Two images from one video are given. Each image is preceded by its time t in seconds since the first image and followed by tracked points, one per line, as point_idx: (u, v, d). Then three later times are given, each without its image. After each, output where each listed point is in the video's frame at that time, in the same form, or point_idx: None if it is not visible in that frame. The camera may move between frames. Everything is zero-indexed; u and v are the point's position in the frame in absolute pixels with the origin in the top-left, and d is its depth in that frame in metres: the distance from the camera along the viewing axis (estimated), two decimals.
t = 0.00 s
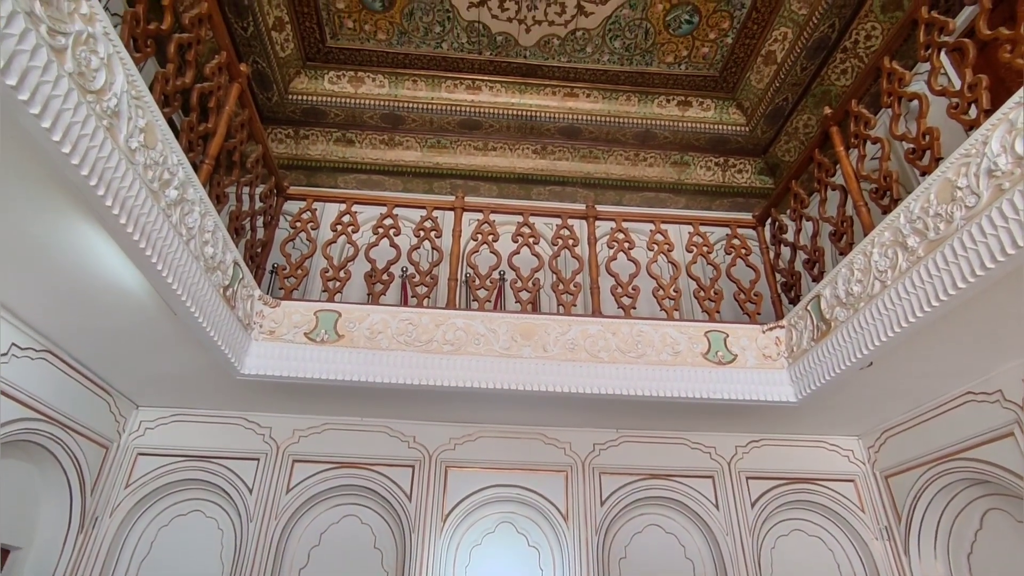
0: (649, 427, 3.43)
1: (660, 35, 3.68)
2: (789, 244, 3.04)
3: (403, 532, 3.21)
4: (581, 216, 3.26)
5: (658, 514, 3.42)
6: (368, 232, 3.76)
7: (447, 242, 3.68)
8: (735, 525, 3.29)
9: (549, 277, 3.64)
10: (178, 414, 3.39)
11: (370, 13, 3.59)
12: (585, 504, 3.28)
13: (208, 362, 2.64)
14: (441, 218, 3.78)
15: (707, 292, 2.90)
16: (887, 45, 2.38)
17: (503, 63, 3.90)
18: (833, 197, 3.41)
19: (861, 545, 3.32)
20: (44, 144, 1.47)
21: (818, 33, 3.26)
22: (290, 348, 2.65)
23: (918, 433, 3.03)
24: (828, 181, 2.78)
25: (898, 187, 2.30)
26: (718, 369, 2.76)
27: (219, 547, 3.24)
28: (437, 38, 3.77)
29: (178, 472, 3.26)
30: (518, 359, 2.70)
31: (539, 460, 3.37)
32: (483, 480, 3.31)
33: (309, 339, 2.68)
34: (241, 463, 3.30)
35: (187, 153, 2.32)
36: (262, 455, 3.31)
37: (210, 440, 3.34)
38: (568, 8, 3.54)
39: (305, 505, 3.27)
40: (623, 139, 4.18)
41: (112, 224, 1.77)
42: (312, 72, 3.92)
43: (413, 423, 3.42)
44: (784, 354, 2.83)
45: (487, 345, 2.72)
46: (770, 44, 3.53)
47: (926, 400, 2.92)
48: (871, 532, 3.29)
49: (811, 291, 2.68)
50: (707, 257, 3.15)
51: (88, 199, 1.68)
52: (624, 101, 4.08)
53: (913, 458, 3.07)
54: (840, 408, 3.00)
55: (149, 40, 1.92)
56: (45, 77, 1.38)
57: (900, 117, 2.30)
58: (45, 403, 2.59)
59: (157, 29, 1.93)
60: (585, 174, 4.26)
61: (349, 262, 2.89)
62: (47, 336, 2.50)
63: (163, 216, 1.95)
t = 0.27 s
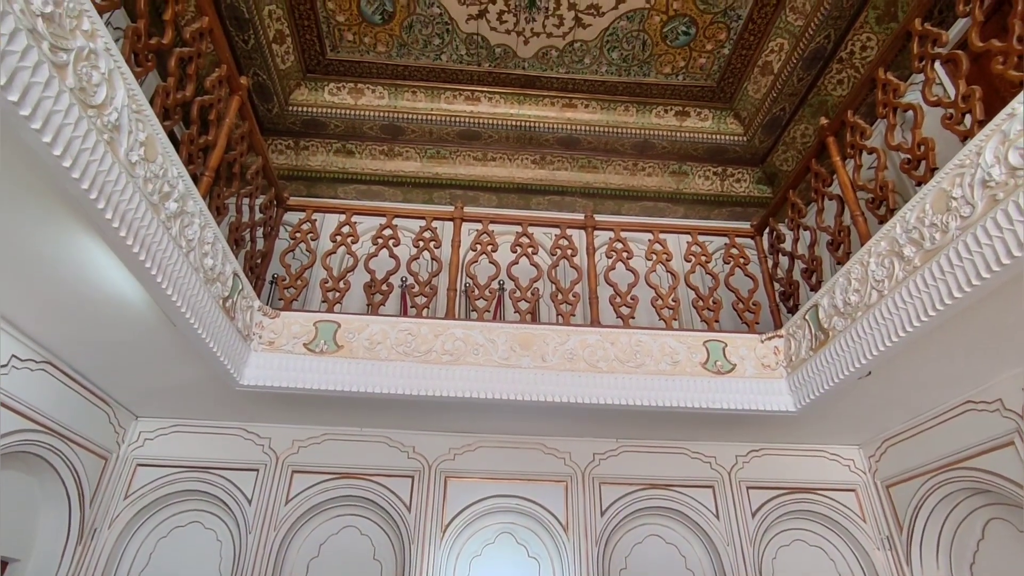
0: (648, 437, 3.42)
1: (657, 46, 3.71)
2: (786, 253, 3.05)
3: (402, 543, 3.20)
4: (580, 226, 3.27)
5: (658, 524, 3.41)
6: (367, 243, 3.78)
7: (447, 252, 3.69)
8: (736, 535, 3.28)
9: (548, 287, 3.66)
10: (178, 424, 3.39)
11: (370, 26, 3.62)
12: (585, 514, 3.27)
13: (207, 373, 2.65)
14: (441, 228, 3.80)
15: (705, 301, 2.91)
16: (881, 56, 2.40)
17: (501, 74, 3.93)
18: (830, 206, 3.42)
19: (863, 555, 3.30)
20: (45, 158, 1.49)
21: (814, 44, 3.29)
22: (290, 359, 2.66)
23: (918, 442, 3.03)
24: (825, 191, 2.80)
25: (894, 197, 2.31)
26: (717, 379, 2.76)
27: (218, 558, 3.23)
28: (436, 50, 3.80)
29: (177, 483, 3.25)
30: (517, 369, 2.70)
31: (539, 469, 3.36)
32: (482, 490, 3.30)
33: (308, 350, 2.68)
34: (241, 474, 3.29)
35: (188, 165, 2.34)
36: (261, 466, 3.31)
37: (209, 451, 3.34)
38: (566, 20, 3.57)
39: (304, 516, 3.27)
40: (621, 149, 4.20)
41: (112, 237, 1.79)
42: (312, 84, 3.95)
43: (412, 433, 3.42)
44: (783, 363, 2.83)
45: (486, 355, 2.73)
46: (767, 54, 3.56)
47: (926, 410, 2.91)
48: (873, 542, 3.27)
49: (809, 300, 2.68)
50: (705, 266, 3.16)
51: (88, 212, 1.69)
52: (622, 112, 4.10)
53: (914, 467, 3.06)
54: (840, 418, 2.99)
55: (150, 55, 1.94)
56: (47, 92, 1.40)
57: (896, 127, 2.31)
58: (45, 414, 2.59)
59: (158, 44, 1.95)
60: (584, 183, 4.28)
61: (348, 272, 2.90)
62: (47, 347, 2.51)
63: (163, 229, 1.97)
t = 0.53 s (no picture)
0: (647, 445, 3.42)
1: (654, 57, 3.74)
2: (782, 262, 3.07)
3: (400, 552, 3.20)
4: (577, 235, 3.28)
5: (657, 532, 3.40)
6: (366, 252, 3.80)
7: (445, 261, 3.71)
8: (735, 544, 3.28)
9: (547, 296, 3.67)
10: (176, 433, 3.39)
11: (368, 37, 3.66)
12: (584, 523, 3.27)
13: (206, 382, 2.65)
14: (439, 237, 3.82)
15: (702, 310, 2.92)
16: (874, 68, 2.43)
17: (499, 84, 3.96)
18: (825, 216, 3.45)
19: (862, 563, 3.29)
20: (46, 171, 1.51)
21: (809, 55, 3.32)
22: (288, 368, 2.67)
23: (915, 450, 3.03)
24: (820, 201, 2.82)
25: (888, 207, 2.33)
26: (714, 387, 2.77)
27: (216, 568, 3.22)
28: (434, 61, 3.83)
29: (175, 492, 3.25)
30: (515, 378, 2.71)
31: (537, 478, 3.36)
32: (481, 499, 3.30)
33: (306, 359, 2.69)
34: (239, 483, 3.29)
35: (187, 177, 2.35)
36: (259, 475, 3.31)
37: (207, 460, 3.34)
38: (562, 32, 3.61)
39: (302, 525, 3.26)
40: (619, 158, 4.23)
41: (112, 248, 1.80)
42: (311, 94, 3.98)
43: (410, 441, 3.42)
44: (779, 372, 2.84)
45: (484, 364, 2.74)
46: (762, 65, 3.60)
47: (923, 418, 2.92)
48: (872, 550, 3.27)
49: (805, 309, 2.70)
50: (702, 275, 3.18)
51: (88, 224, 1.71)
52: (619, 121, 4.13)
53: (911, 475, 3.06)
54: (837, 426, 3.00)
55: (150, 68, 1.96)
56: (48, 107, 1.42)
57: (888, 138, 2.34)
58: (43, 424, 2.60)
59: (159, 57, 1.97)
60: (582, 192, 4.31)
61: (346, 281, 2.91)
62: (46, 357, 2.51)
63: (162, 240, 1.98)
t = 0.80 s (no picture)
0: (646, 453, 3.43)
1: (651, 67, 3.78)
2: (780, 271, 3.09)
3: (400, 560, 3.20)
4: (576, 244, 3.30)
5: (657, 540, 3.41)
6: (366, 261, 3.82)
7: (445, 269, 3.74)
8: (734, 552, 3.28)
9: (546, 304, 3.70)
10: (176, 442, 3.39)
11: (369, 48, 3.69)
12: (583, 531, 3.27)
13: (207, 391, 2.66)
14: (439, 246, 3.84)
15: (700, 319, 2.94)
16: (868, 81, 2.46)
17: (499, 94, 4.00)
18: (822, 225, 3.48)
19: (861, 571, 3.30)
20: (53, 184, 1.53)
21: (805, 66, 3.36)
22: (289, 377, 2.68)
23: (913, 458, 3.05)
24: (816, 210, 2.85)
25: (884, 218, 2.36)
26: (712, 396, 2.79)
27: None
28: (434, 71, 3.87)
29: (175, 500, 3.25)
30: (515, 387, 2.72)
31: (537, 486, 3.37)
32: (481, 507, 3.31)
33: (307, 368, 2.70)
34: (239, 491, 3.29)
35: (190, 187, 2.38)
36: (259, 483, 3.31)
37: (207, 468, 3.34)
38: (561, 43, 3.65)
39: (302, 534, 3.26)
40: (617, 167, 4.26)
41: (116, 259, 1.82)
42: (312, 103, 4.01)
43: (410, 450, 3.43)
44: (777, 381, 2.86)
45: (484, 373, 2.75)
46: (759, 75, 3.64)
47: (920, 426, 2.94)
48: (871, 558, 3.28)
49: (803, 318, 2.72)
50: (700, 284, 3.20)
51: (93, 236, 1.73)
52: (618, 131, 4.17)
53: (909, 483, 3.08)
54: (835, 434, 3.01)
55: (155, 80, 1.99)
56: (56, 121, 1.44)
57: (883, 149, 2.37)
58: (44, 433, 2.60)
59: (163, 70, 2.00)
60: (581, 201, 4.34)
61: (347, 290, 2.92)
62: (48, 366, 2.52)
63: (166, 251, 2.00)
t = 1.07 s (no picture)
0: (646, 461, 3.45)
1: (650, 77, 3.81)
2: (778, 280, 3.12)
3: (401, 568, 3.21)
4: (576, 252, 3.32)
5: (656, 548, 3.42)
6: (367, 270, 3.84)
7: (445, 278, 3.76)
8: (733, 559, 3.30)
9: (546, 313, 3.72)
10: (176, 450, 3.39)
11: (370, 57, 3.72)
12: (584, 539, 3.28)
13: (209, 400, 2.67)
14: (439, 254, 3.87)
15: (700, 327, 2.96)
16: (865, 92, 2.49)
17: (499, 103, 4.03)
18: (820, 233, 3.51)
19: None
20: (62, 198, 1.55)
21: (802, 76, 3.40)
22: (291, 386, 2.69)
23: (910, 465, 3.07)
24: (814, 220, 2.88)
25: (881, 228, 2.39)
26: (712, 404, 2.81)
27: None
28: (434, 81, 3.89)
29: (175, 509, 3.25)
30: (516, 395, 2.74)
31: (537, 494, 3.38)
32: (481, 515, 3.32)
33: (309, 376, 2.72)
34: (239, 500, 3.29)
35: (194, 198, 2.39)
36: (259, 492, 3.31)
37: (208, 476, 3.34)
38: (561, 53, 3.68)
39: (302, 542, 3.27)
40: (616, 175, 4.30)
41: (123, 270, 1.84)
42: (313, 112, 4.04)
43: (411, 458, 3.43)
44: (777, 389, 2.88)
45: (485, 381, 2.77)
46: (757, 85, 3.68)
47: (917, 433, 2.96)
48: (869, 565, 3.29)
49: (801, 327, 2.75)
50: (700, 293, 3.22)
51: (100, 247, 1.75)
52: (616, 140, 4.20)
53: (907, 490, 3.10)
54: (833, 442, 3.03)
55: (162, 93, 2.01)
56: (67, 136, 1.46)
57: (880, 160, 2.40)
58: (46, 442, 2.60)
59: (169, 83, 2.02)
60: (580, 210, 4.37)
61: (349, 299, 2.93)
62: (50, 375, 2.53)
63: (171, 262, 2.02)
